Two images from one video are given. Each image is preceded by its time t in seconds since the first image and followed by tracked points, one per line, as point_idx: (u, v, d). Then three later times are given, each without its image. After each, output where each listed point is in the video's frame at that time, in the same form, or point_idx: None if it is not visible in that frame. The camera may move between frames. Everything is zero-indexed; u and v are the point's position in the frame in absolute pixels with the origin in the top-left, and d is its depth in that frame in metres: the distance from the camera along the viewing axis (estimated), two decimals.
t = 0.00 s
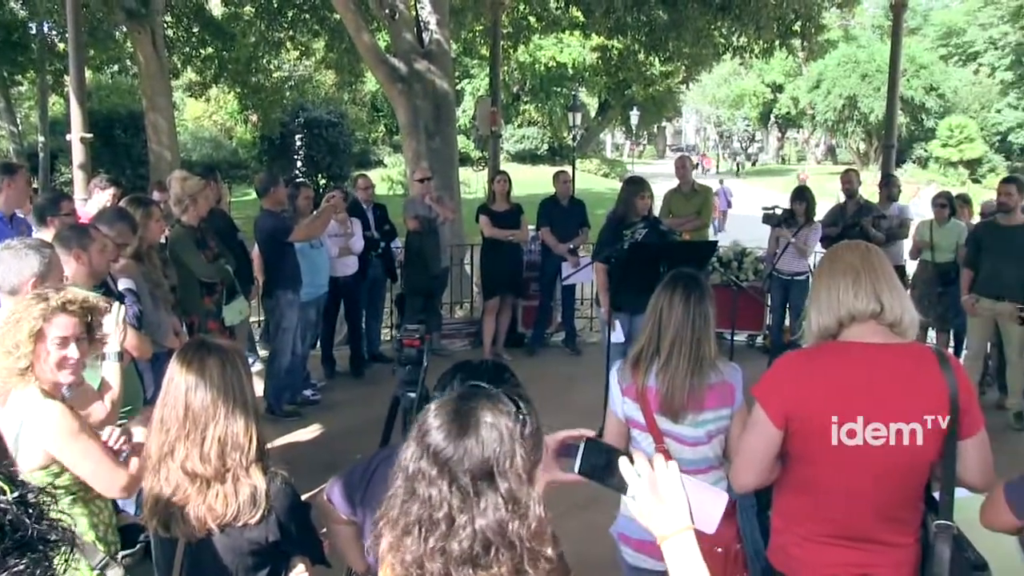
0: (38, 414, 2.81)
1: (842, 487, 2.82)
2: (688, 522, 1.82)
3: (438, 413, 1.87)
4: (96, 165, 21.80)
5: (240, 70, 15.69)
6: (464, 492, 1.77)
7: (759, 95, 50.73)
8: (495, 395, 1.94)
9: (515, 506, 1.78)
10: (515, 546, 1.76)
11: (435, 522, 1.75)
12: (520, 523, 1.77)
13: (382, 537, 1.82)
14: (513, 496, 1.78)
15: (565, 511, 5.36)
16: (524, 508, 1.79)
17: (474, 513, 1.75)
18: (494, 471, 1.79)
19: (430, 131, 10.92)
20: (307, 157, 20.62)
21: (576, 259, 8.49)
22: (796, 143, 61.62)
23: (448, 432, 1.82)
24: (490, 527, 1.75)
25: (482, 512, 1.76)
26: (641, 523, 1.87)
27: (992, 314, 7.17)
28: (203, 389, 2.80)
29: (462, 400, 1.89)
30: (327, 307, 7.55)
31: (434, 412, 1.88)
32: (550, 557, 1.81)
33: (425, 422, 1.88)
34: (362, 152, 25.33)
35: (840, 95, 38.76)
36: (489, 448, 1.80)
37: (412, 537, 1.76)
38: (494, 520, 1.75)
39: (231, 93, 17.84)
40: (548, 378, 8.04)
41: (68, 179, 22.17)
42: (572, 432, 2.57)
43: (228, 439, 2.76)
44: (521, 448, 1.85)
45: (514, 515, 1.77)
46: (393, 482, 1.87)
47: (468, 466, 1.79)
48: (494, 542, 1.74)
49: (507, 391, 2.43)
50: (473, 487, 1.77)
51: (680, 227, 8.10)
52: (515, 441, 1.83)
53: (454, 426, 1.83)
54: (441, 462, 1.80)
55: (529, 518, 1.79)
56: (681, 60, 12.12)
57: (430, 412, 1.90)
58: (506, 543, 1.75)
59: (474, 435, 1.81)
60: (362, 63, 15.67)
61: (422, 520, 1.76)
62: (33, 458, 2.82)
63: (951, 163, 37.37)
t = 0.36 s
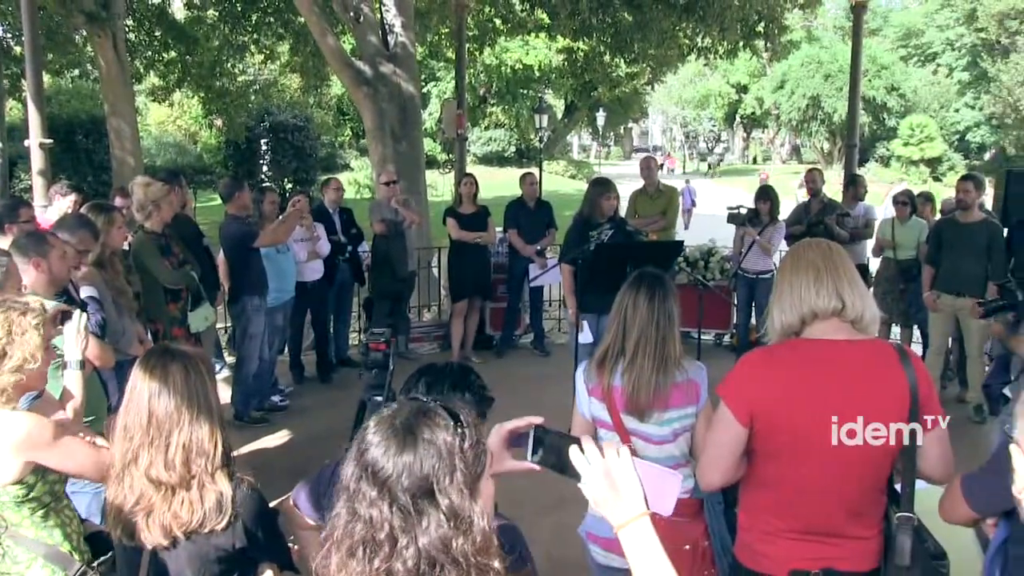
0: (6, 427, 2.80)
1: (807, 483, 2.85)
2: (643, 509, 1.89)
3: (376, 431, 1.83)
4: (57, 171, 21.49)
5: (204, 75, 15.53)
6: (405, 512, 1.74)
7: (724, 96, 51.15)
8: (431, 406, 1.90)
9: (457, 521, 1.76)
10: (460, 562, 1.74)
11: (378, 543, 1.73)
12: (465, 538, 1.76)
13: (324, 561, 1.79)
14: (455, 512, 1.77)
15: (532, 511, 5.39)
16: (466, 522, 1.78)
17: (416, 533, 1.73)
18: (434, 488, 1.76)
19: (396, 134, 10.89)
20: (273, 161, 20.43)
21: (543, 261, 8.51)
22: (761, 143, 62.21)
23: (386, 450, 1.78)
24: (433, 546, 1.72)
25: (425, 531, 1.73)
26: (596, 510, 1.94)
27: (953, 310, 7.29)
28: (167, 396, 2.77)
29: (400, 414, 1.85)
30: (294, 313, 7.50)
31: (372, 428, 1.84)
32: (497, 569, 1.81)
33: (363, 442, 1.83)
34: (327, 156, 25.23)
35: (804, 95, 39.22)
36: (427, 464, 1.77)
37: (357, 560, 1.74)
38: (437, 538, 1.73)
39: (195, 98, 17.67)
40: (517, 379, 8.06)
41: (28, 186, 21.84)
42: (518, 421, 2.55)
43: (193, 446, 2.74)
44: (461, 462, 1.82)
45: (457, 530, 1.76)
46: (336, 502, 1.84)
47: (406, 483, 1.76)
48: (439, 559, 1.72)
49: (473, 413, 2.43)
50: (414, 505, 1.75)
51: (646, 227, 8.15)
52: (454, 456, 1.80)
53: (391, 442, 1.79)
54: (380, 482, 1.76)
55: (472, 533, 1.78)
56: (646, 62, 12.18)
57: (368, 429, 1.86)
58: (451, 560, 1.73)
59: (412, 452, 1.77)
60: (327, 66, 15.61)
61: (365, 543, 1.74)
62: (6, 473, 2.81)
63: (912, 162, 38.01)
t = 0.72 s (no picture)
0: None
1: (771, 475, 2.88)
2: (604, 504, 1.90)
3: (324, 439, 1.85)
4: (15, 177, 21.12)
5: (164, 77, 15.35)
6: (355, 521, 1.78)
7: (687, 93, 51.50)
8: (379, 411, 1.92)
9: (408, 529, 1.81)
10: (412, 568, 1.80)
11: (330, 553, 1.77)
12: (416, 545, 1.82)
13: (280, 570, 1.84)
14: (405, 519, 1.81)
15: (501, 511, 5.39)
16: (417, 529, 1.83)
17: (368, 542, 1.77)
18: (383, 497, 1.80)
19: (360, 135, 10.85)
20: (236, 164, 20.27)
21: (509, 260, 8.51)
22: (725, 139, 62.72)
23: (335, 460, 1.81)
24: (385, 554, 1.77)
25: (376, 540, 1.78)
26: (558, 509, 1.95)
27: (913, 302, 7.40)
28: (127, 403, 2.73)
29: (348, 421, 1.87)
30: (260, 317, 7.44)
31: (320, 437, 1.87)
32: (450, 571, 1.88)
33: (313, 450, 1.86)
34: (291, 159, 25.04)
35: (766, 91, 39.60)
36: (376, 472, 1.80)
37: (313, 570, 1.78)
38: (389, 546, 1.78)
39: (155, 101, 17.45)
40: (484, 379, 8.07)
41: None
42: (476, 418, 2.59)
43: (155, 452, 2.71)
44: (410, 467, 1.86)
45: (408, 538, 1.81)
46: (290, 511, 1.87)
47: (354, 492, 1.79)
48: (392, 568, 1.78)
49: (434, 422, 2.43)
50: (364, 514, 1.79)
51: (611, 225, 8.18)
52: (403, 461, 1.84)
53: (339, 451, 1.82)
54: (330, 492, 1.79)
55: (423, 538, 1.83)
56: (609, 60, 12.23)
57: (317, 436, 1.88)
58: (403, 567, 1.79)
59: (359, 460, 1.80)
60: (289, 67, 15.51)
61: (318, 552, 1.78)
62: None
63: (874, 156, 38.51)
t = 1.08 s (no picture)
0: None
1: (730, 470, 2.92)
2: (563, 509, 1.93)
3: (280, 434, 1.97)
4: None
5: (122, 80, 15.17)
6: (305, 516, 1.89)
7: (649, 90, 51.83)
8: (334, 409, 2.04)
9: (356, 525, 1.92)
10: (359, 564, 1.91)
11: (280, 547, 1.88)
12: (364, 541, 1.92)
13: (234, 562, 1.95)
14: (354, 516, 1.92)
15: (465, 510, 5.40)
16: (366, 525, 1.93)
17: (317, 537, 1.88)
18: (332, 493, 1.91)
19: (321, 137, 10.81)
20: (196, 167, 20.04)
21: (472, 259, 8.52)
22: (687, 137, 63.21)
23: (289, 455, 1.93)
24: (334, 550, 1.88)
25: (325, 535, 1.89)
26: (519, 511, 1.98)
27: (872, 295, 7.50)
28: (83, 409, 2.70)
29: (304, 417, 1.99)
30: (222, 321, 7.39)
31: (276, 431, 1.98)
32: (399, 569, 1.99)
33: (269, 445, 1.97)
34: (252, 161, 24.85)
35: (726, 88, 39.99)
36: (326, 468, 1.92)
37: (264, 561, 1.89)
38: (337, 542, 1.89)
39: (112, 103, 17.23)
40: (448, 378, 8.08)
41: None
42: (444, 417, 2.61)
43: (112, 459, 2.67)
44: (360, 465, 1.97)
45: (356, 534, 1.92)
46: (245, 505, 1.98)
47: (305, 486, 1.90)
48: (338, 563, 1.89)
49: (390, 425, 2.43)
50: (313, 509, 1.90)
51: (572, 223, 8.21)
52: (354, 458, 1.95)
53: (292, 445, 1.94)
54: (281, 485, 1.91)
55: (372, 535, 1.94)
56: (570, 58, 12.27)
57: (273, 431, 2.00)
58: (350, 562, 1.89)
59: (310, 454, 1.92)
60: (249, 69, 15.40)
61: (269, 546, 1.89)
62: None
63: (833, 151, 39.03)
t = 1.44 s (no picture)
0: None
1: (695, 467, 2.94)
2: (521, 523, 1.97)
3: (238, 435, 2.01)
4: None
5: (78, 85, 14.97)
6: (256, 518, 1.91)
7: (611, 92, 52.12)
8: (293, 413, 2.06)
9: (308, 528, 1.93)
10: (310, 568, 1.91)
11: (231, 548, 1.91)
12: (315, 545, 1.93)
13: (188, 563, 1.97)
14: (306, 519, 1.93)
15: (432, 515, 5.39)
16: (318, 528, 1.94)
17: (269, 539, 1.90)
18: (285, 495, 1.93)
19: (283, 142, 10.76)
20: (157, 173, 19.72)
21: (436, 263, 8.51)
22: (649, 138, 63.64)
23: (244, 455, 1.96)
24: (285, 552, 1.90)
25: (276, 538, 1.90)
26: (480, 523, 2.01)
27: (833, 292, 7.59)
28: (40, 422, 2.64)
29: (261, 419, 2.02)
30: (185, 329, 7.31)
31: (234, 433, 2.02)
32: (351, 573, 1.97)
33: (226, 446, 2.01)
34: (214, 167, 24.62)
35: (688, 89, 40.36)
36: (279, 470, 1.94)
37: (218, 562, 1.91)
38: (288, 545, 1.90)
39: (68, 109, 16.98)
40: (414, 382, 8.07)
41: None
42: (413, 427, 2.57)
43: (70, 471, 2.61)
44: (315, 468, 1.98)
45: (308, 537, 1.92)
46: (203, 506, 2.01)
47: (258, 487, 1.93)
48: (290, 565, 1.89)
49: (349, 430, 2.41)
50: (264, 510, 1.92)
51: (536, 225, 8.23)
52: (307, 462, 1.97)
53: (248, 447, 1.97)
54: (234, 486, 1.94)
55: (323, 539, 1.94)
56: (533, 61, 12.29)
57: (232, 433, 2.03)
58: (300, 565, 1.90)
59: (265, 456, 1.94)
60: (209, 74, 15.28)
61: (221, 545, 1.92)
62: None
63: (794, 150, 39.50)
